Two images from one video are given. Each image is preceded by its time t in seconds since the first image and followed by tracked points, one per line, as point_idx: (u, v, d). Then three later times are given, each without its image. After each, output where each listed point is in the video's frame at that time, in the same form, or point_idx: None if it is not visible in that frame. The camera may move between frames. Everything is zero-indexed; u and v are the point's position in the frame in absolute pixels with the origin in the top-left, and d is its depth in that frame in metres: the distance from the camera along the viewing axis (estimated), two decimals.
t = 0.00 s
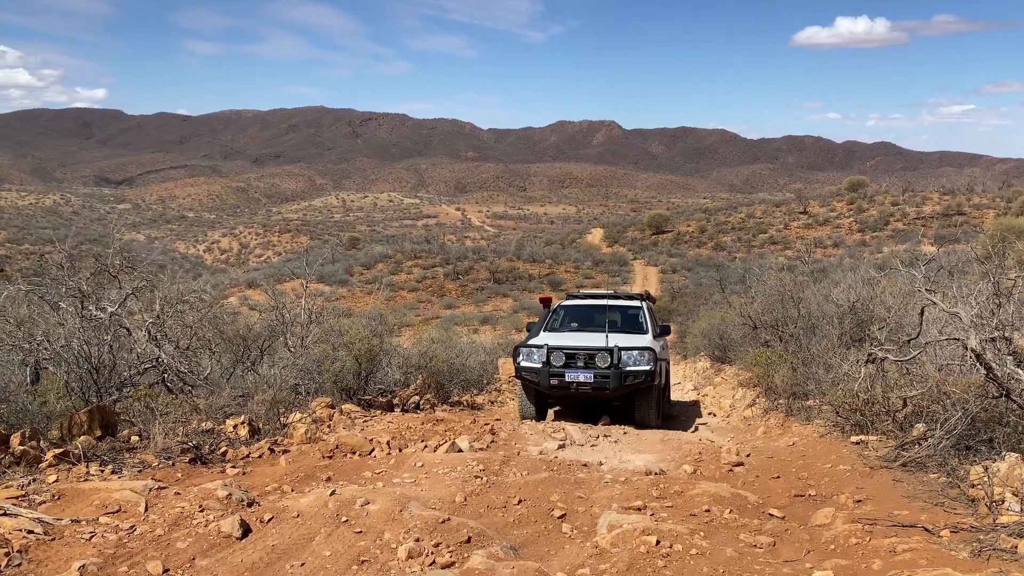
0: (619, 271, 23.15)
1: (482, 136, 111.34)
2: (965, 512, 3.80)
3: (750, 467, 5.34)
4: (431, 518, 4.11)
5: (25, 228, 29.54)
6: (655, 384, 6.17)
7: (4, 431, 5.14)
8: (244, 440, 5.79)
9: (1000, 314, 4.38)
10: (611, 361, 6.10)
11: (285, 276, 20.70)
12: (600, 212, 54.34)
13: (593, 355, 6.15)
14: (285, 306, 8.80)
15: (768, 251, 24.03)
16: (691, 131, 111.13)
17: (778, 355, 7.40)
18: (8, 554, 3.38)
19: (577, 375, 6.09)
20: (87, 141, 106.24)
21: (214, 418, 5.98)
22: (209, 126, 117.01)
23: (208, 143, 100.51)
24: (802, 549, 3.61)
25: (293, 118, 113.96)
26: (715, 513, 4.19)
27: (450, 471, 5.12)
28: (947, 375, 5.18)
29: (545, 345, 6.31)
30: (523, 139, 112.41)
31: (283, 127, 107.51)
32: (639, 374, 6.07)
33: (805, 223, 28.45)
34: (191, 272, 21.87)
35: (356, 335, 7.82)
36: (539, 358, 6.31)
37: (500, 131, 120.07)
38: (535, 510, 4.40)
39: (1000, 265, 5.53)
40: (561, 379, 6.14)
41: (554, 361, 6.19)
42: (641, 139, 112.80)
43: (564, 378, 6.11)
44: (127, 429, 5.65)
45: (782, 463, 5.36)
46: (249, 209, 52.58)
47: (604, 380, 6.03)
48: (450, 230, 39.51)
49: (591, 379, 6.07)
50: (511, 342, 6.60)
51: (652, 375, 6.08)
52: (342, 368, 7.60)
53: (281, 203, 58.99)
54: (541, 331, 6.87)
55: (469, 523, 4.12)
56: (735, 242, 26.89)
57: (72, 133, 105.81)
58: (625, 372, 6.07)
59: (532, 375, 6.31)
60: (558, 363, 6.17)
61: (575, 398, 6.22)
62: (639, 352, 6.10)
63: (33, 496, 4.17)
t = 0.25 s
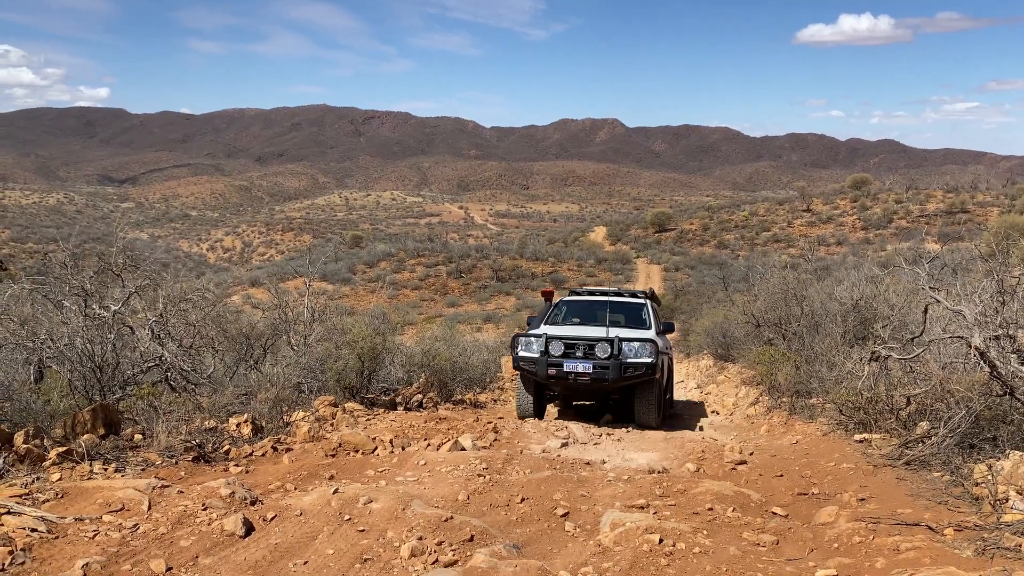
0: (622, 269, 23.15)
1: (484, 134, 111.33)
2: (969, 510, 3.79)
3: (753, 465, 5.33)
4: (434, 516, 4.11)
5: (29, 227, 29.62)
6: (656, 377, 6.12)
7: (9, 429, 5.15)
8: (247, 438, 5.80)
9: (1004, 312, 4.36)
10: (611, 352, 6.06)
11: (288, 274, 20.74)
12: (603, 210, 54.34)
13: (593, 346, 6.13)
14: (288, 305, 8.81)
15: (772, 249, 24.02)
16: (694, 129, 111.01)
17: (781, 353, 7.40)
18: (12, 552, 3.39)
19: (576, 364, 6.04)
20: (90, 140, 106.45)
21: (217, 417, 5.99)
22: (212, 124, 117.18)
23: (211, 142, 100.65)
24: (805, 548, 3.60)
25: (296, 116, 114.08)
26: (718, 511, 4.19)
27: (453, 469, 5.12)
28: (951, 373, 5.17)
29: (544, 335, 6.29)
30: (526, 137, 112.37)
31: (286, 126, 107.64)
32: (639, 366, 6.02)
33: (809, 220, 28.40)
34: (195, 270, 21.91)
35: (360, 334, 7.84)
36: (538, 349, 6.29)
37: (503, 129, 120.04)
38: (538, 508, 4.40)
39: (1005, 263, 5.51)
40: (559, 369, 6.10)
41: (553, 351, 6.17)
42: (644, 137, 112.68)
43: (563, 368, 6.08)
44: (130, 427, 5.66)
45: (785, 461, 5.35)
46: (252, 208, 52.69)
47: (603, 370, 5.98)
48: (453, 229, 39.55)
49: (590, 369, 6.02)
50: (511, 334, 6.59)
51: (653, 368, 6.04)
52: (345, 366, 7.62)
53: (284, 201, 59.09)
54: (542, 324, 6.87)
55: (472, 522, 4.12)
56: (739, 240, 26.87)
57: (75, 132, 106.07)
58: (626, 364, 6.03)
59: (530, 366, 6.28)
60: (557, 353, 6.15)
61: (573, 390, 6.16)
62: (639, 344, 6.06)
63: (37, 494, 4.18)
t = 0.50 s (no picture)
0: (624, 267, 23.13)
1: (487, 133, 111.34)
2: (972, 508, 3.79)
3: (756, 463, 5.33)
4: (436, 514, 4.11)
5: (32, 225, 29.67)
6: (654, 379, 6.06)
7: (12, 427, 5.16)
8: (250, 437, 5.81)
9: (1007, 310, 4.35)
10: (607, 354, 6.00)
11: (291, 272, 20.76)
12: (606, 208, 54.29)
13: (589, 349, 6.08)
14: (290, 303, 8.81)
15: (775, 247, 23.97)
16: (696, 127, 110.83)
17: (784, 351, 7.39)
18: (15, 550, 3.40)
19: (572, 368, 5.99)
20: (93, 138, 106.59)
21: (220, 415, 6.01)
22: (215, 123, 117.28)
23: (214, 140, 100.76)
24: (808, 546, 3.60)
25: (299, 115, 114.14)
26: (721, 509, 4.18)
27: (455, 467, 5.13)
28: (954, 371, 5.15)
29: (539, 338, 6.25)
30: (528, 136, 112.32)
31: (288, 125, 107.68)
32: (637, 368, 5.96)
33: (812, 218, 28.35)
34: (198, 269, 21.94)
35: (362, 333, 7.84)
36: (534, 353, 6.25)
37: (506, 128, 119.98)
38: (541, 506, 4.40)
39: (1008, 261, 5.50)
40: (554, 373, 6.05)
41: (547, 355, 6.13)
42: (646, 135, 112.57)
43: (559, 372, 6.03)
44: (133, 425, 5.67)
45: (788, 460, 5.35)
46: (255, 206, 52.74)
47: (599, 373, 5.92)
48: (456, 227, 39.58)
49: (586, 373, 5.96)
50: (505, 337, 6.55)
51: (650, 369, 5.98)
52: (348, 364, 7.62)
53: (286, 199, 59.14)
54: (538, 325, 6.83)
55: (475, 520, 4.12)
56: (741, 239, 26.83)
57: (78, 130, 106.22)
58: (622, 366, 5.97)
59: (526, 370, 6.24)
60: (552, 357, 6.10)
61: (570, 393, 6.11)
62: (635, 345, 6.01)
63: (40, 492, 4.19)
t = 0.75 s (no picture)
0: (627, 265, 23.13)
1: (490, 131, 111.28)
2: (976, 507, 3.78)
3: (760, 461, 5.33)
4: (440, 512, 4.12)
5: (36, 223, 29.77)
6: (654, 376, 6.01)
7: (17, 426, 5.18)
8: (254, 435, 5.82)
9: (1012, 308, 4.34)
10: (608, 349, 5.95)
11: (294, 270, 20.79)
12: (608, 207, 54.26)
13: (589, 343, 6.04)
14: (294, 301, 8.82)
15: (778, 245, 23.95)
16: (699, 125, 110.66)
17: (788, 349, 7.38)
18: (20, 548, 3.42)
19: (571, 362, 5.93)
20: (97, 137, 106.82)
21: (224, 413, 6.02)
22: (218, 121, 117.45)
23: (217, 139, 100.89)
24: (812, 545, 3.60)
25: (302, 113, 114.22)
26: (724, 508, 4.19)
27: (459, 465, 5.14)
28: (958, 369, 5.14)
29: (538, 331, 6.21)
30: (531, 134, 112.27)
31: (291, 123, 107.77)
32: (638, 365, 5.91)
33: (815, 216, 28.30)
34: (201, 267, 21.99)
35: (365, 331, 7.83)
36: (533, 345, 6.21)
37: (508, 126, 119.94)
38: (544, 505, 4.41)
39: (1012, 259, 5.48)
40: (553, 367, 6.00)
41: (546, 348, 6.09)
42: (649, 133, 112.46)
43: (557, 366, 5.98)
44: (137, 423, 5.69)
45: (792, 458, 5.34)
46: (258, 204, 52.83)
47: (599, 368, 5.87)
48: (459, 225, 39.60)
49: (586, 367, 5.89)
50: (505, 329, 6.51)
51: (652, 367, 5.93)
52: (351, 362, 7.62)
53: (289, 198, 59.23)
54: (538, 318, 6.80)
55: (479, 518, 4.13)
56: (745, 237, 26.79)
57: (81, 129, 106.43)
58: (623, 362, 5.92)
59: (524, 363, 6.19)
60: (551, 350, 6.06)
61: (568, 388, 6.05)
62: (637, 342, 5.99)
63: (45, 490, 4.21)
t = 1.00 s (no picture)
0: (630, 264, 23.10)
1: (492, 129, 111.23)
2: (980, 505, 3.78)
3: (763, 459, 5.33)
4: (443, 509, 4.13)
5: (39, 221, 29.80)
6: (656, 377, 5.98)
7: (21, 423, 5.20)
8: (257, 432, 5.83)
9: (1015, 306, 4.34)
10: (610, 349, 5.92)
11: (296, 269, 20.80)
12: (611, 205, 54.17)
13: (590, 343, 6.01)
14: (296, 300, 8.84)
15: (780, 243, 23.91)
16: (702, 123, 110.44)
17: (791, 347, 7.38)
18: (25, 544, 3.43)
19: (572, 361, 5.90)
20: (99, 134, 106.88)
21: (227, 410, 6.04)
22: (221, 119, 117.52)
23: (220, 137, 100.96)
24: (815, 542, 3.60)
25: (304, 111, 114.21)
26: (728, 505, 4.19)
27: (462, 463, 5.15)
28: (962, 367, 5.14)
29: (539, 329, 6.18)
30: (533, 132, 112.17)
31: (293, 121, 107.81)
32: (640, 365, 5.88)
33: (818, 214, 28.25)
34: (204, 265, 22.01)
35: (368, 328, 7.85)
36: (533, 343, 6.18)
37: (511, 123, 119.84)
38: (547, 502, 4.42)
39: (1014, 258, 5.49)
40: (553, 365, 5.97)
41: (546, 346, 6.06)
42: (652, 131, 112.26)
43: (557, 365, 5.95)
44: (141, 421, 5.71)
45: (795, 456, 5.34)
46: (261, 202, 52.88)
47: (600, 368, 5.84)
48: (461, 223, 39.59)
49: (587, 366, 5.86)
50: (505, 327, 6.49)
51: (654, 367, 5.90)
52: (354, 360, 7.63)
53: (292, 196, 59.25)
54: (539, 317, 6.78)
55: (482, 515, 4.14)
56: (747, 235, 26.75)
57: (84, 126, 106.56)
58: (625, 362, 5.89)
59: (524, 361, 6.17)
60: (551, 348, 6.04)
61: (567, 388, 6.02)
62: (639, 341, 5.96)
63: (49, 487, 4.23)
